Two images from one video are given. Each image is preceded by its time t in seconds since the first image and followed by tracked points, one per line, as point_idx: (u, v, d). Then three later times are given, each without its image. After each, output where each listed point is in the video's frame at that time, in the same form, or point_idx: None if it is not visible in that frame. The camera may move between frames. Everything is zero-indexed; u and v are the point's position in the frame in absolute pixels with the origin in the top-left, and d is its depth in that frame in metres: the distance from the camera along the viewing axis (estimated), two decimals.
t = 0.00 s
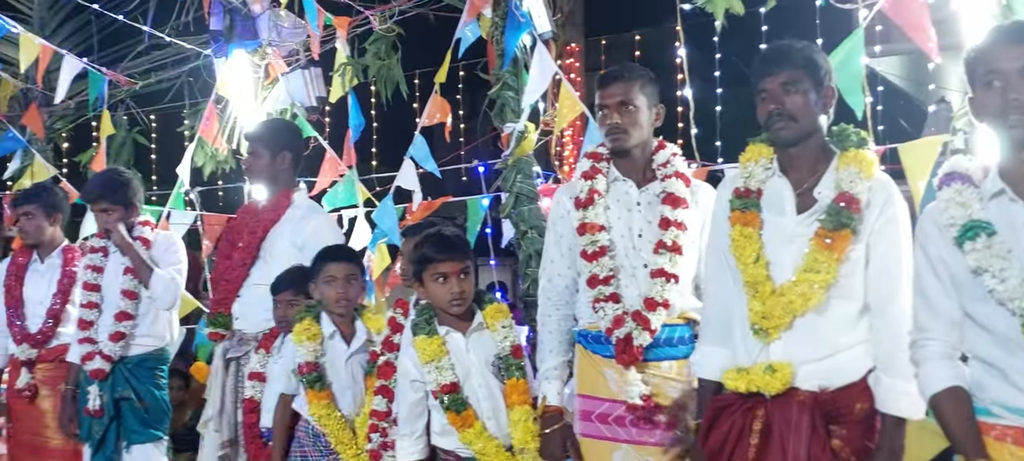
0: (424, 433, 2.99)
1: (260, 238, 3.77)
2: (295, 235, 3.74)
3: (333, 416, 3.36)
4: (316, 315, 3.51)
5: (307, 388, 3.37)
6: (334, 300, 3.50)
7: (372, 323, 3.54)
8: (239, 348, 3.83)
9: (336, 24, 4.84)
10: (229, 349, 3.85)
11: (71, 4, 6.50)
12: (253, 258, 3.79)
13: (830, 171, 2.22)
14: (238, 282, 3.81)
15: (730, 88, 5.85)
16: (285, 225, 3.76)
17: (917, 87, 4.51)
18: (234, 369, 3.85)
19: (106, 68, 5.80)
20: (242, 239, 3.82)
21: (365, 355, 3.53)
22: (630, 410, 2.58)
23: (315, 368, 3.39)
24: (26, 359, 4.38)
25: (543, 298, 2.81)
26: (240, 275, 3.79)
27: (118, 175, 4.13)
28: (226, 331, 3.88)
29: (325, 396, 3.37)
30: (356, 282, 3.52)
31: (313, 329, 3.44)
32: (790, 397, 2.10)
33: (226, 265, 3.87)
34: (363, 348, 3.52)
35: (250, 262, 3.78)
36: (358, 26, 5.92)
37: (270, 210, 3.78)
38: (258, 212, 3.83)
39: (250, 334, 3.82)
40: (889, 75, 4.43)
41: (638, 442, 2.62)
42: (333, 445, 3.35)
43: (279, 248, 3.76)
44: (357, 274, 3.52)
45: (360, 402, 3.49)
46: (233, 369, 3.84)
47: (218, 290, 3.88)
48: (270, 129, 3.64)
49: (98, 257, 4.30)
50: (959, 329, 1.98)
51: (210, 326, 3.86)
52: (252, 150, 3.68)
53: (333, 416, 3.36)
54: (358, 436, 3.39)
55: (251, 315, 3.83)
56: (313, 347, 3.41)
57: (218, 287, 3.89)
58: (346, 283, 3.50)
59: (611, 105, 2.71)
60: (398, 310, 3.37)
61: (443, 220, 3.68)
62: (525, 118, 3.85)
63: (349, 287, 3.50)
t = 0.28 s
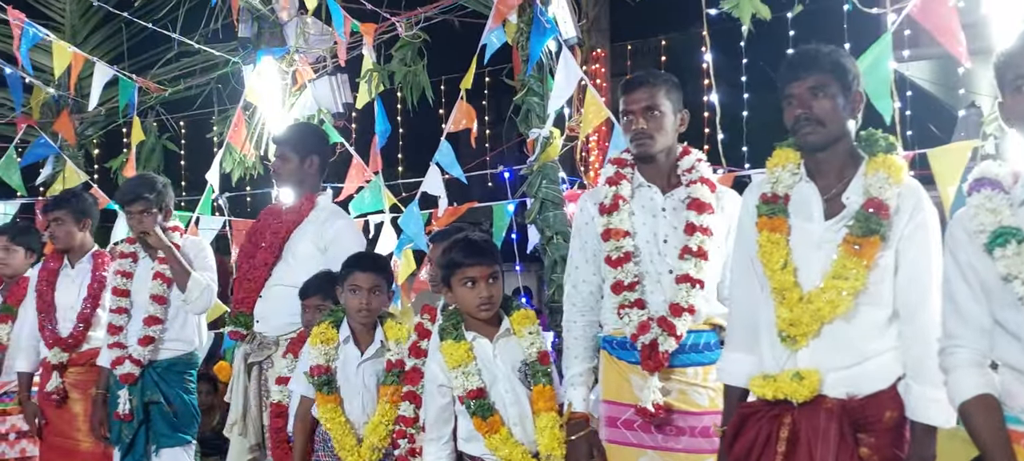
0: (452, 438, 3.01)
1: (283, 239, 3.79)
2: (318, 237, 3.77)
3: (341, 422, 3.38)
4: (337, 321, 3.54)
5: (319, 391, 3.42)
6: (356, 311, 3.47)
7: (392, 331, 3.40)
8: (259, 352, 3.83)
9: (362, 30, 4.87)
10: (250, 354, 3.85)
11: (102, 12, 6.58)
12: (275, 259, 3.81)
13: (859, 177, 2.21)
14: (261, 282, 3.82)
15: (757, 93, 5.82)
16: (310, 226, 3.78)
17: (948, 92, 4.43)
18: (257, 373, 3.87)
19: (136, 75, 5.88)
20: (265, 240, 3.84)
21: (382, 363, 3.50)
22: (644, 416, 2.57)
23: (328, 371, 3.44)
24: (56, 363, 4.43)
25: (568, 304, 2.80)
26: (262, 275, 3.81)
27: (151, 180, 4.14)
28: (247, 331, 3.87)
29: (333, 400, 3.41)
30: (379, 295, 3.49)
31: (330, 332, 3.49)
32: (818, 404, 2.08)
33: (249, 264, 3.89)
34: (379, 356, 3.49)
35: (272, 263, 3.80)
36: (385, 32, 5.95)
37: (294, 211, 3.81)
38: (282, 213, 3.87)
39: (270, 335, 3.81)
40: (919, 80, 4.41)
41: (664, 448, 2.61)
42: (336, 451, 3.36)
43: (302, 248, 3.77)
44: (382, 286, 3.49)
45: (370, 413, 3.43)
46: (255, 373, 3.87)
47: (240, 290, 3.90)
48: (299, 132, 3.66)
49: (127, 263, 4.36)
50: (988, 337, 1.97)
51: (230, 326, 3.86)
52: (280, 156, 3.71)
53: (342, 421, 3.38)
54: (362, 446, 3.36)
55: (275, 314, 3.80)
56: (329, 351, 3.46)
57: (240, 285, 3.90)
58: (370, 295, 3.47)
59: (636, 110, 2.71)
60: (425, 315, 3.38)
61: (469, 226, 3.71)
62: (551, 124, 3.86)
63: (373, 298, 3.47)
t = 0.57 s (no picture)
0: (461, 443, 3.01)
1: (279, 245, 3.74)
2: (313, 246, 3.73)
3: (329, 428, 3.44)
4: (332, 329, 3.56)
5: (309, 397, 3.48)
6: (348, 321, 3.50)
7: (386, 339, 3.47)
8: (253, 359, 3.78)
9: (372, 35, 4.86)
10: (245, 358, 3.81)
11: (113, 17, 6.62)
12: (271, 264, 3.75)
13: (871, 182, 2.20)
14: (256, 287, 3.76)
15: (766, 98, 5.82)
16: (304, 235, 3.74)
17: (958, 97, 4.51)
18: (250, 378, 3.84)
19: (146, 81, 5.91)
20: (263, 245, 3.79)
21: (372, 369, 3.52)
22: (668, 422, 2.57)
23: (318, 379, 3.49)
24: (68, 367, 4.46)
25: (576, 309, 2.79)
26: (258, 281, 3.76)
27: (159, 186, 4.19)
28: (242, 336, 3.80)
29: (319, 407, 3.47)
30: (370, 305, 3.49)
31: (324, 340, 3.53)
32: (827, 409, 2.08)
33: (246, 268, 3.82)
34: (370, 361, 3.52)
35: (268, 268, 3.75)
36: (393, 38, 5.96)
37: (291, 218, 3.77)
38: (279, 219, 3.83)
39: (265, 341, 3.75)
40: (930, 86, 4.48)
41: (674, 453, 2.62)
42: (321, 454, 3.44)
43: (297, 257, 3.73)
44: (372, 296, 3.49)
45: (358, 419, 3.45)
46: (249, 378, 3.83)
47: (234, 294, 3.81)
48: (308, 140, 3.69)
49: (136, 267, 4.36)
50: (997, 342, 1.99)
51: (224, 329, 3.78)
52: (286, 162, 3.72)
53: (328, 425, 3.44)
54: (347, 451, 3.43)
55: (267, 321, 3.74)
56: (319, 359, 3.49)
57: (235, 290, 3.81)
58: (361, 305, 3.48)
59: (647, 115, 2.71)
60: (433, 320, 3.39)
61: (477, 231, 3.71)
62: (559, 129, 3.86)
63: (363, 309, 3.48)
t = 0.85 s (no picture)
0: (466, 443, 3.03)
1: (270, 252, 3.73)
2: (303, 250, 3.73)
3: (337, 430, 3.44)
4: (339, 332, 3.63)
5: (317, 400, 3.49)
6: (353, 322, 3.51)
7: (393, 339, 3.48)
8: (245, 360, 3.75)
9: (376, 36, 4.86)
10: (237, 359, 3.77)
11: (117, 18, 6.63)
12: (262, 271, 3.75)
13: (878, 183, 2.21)
14: (248, 293, 3.76)
15: (770, 99, 5.82)
16: (293, 241, 3.74)
17: (963, 98, 4.47)
18: (241, 378, 3.78)
19: (150, 82, 5.91)
20: (253, 253, 3.78)
21: (379, 370, 3.53)
22: (665, 423, 2.59)
23: (326, 382, 3.52)
24: (72, 369, 4.46)
25: (582, 311, 2.79)
26: (250, 287, 3.75)
27: (163, 188, 4.21)
28: (234, 340, 3.81)
29: (328, 409, 3.47)
30: (373, 305, 3.51)
31: (331, 344, 3.58)
32: (834, 410, 2.09)
33: (237, 275, 3.81)
34: (376, 361, 3.53)
35: (260, 275, 3.75)
36: (396, 38, 5.97)
37: (281, 224, 3.77)
38: (269, 225, 3.82)
39: (256, 343, 3.74)
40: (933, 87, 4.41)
41: (679, 454, 2.62)
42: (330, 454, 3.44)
43: (288, 263, 3.73)
44: (375, 296, 3.51)
45: (366, 420, 3.47)
46: (240, 379, 3.78)
47: (227, 300, 3.81)
48: (301, 149, 3.70)
49: (139, 270, 4.38)
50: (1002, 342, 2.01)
51: (218, 335, 3.80)
52: (281, 168, 3.71)
53: (337, 427, 3.45)
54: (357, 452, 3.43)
55: (259, 325, 3.75)
56: (327, 363, 3.54)
57: (227, 295, 3.81)
58: (364, 307, 3.49)
59: (654, 115, 2.71)
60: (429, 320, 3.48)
61: (479, 231, 3.71)
62: (564, 130, 3.87)
63: (367, 310, 3.50)
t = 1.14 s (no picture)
0: (469, 441, 3.04)
1: (265, 250, 3.74)
2: (298, 248, 3.74)
3: (348, 431, 3.46)
4: (350, 335, 3.63)
5: (329, 402, 3.51)
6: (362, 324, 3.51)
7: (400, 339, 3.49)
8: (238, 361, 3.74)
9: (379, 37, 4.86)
10: (231, 360, 3.76)
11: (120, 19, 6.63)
12: (257, 269, 3.76)
13: (883, 183, 2.21)
14: (243, 291, 3.75)
15: (773, 100, 5.82)
16: (289, 240, 3.75)
17: (964, 98, 4.50)
18: (236, 378, 3.79)
19: (152, 82, 5.92)
20: (249, 251, 3.79)
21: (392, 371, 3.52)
22: (674, 424, 2.59)
23: (337, 384, 3.52)
24: (74, 370, 4.46)
25: (584, 313, 2.80)
26: (244, 285, 3.76)
27: (165, 188, 4.22)
28: (227, 337, 3.80)
29: (340, 411, 3.49)
30: (380, 305, 3.51)
31: (342, 346, 3.58)
32: (837, 410, 2.10)
33: (232, 273, 3.81)
34: (389, 362, 3.52)
35: (255, 272, 3.75)
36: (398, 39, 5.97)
37: (278, 223, 3.78)
38: (266, 225, 3.83)
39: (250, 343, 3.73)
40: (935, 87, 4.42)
41: (681, 455, 2.63)
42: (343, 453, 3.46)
43: (282, 261, 3.73)
44: (383, 296, 3.52)
45: (378, 420, 3.47)
46: (235, 379, 3.78)
47: (222, 298, 3.80)
48: (304, 149, 3.71)
49: (140, 270, 4.39)
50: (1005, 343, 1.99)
51: (212, 332, 3.79)
52: (280, 169, 3.72)
53: (348, 429, 3.47)
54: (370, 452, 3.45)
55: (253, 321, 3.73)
56: (339, 365, 3.53)
57: (223, 293, 3.80)
58: (372, 307, 3.50)
59: (652, 116, 2.72)
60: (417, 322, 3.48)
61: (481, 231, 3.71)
62: (566, 130, 3.87)
63: (375, 310, 3.50)
